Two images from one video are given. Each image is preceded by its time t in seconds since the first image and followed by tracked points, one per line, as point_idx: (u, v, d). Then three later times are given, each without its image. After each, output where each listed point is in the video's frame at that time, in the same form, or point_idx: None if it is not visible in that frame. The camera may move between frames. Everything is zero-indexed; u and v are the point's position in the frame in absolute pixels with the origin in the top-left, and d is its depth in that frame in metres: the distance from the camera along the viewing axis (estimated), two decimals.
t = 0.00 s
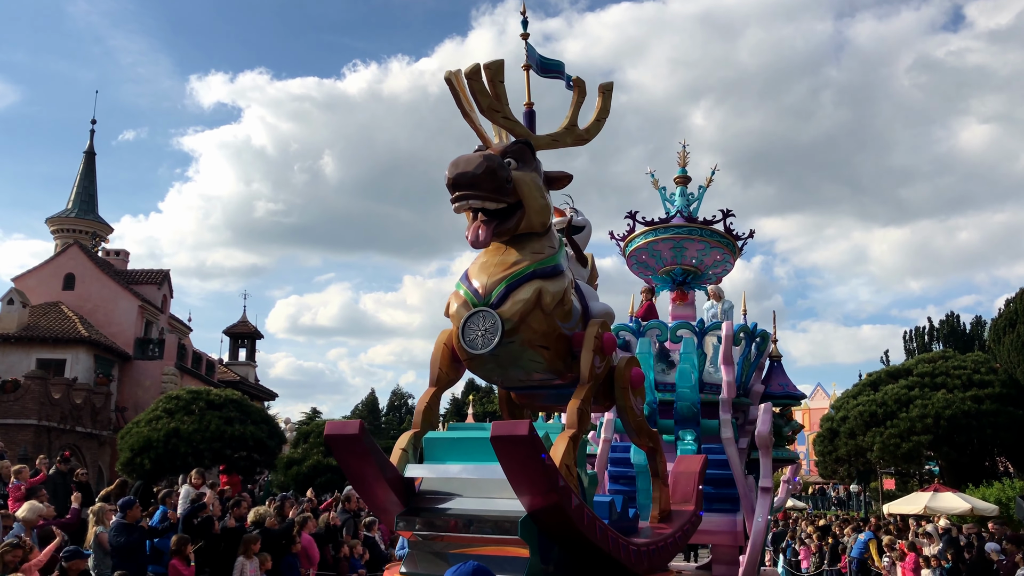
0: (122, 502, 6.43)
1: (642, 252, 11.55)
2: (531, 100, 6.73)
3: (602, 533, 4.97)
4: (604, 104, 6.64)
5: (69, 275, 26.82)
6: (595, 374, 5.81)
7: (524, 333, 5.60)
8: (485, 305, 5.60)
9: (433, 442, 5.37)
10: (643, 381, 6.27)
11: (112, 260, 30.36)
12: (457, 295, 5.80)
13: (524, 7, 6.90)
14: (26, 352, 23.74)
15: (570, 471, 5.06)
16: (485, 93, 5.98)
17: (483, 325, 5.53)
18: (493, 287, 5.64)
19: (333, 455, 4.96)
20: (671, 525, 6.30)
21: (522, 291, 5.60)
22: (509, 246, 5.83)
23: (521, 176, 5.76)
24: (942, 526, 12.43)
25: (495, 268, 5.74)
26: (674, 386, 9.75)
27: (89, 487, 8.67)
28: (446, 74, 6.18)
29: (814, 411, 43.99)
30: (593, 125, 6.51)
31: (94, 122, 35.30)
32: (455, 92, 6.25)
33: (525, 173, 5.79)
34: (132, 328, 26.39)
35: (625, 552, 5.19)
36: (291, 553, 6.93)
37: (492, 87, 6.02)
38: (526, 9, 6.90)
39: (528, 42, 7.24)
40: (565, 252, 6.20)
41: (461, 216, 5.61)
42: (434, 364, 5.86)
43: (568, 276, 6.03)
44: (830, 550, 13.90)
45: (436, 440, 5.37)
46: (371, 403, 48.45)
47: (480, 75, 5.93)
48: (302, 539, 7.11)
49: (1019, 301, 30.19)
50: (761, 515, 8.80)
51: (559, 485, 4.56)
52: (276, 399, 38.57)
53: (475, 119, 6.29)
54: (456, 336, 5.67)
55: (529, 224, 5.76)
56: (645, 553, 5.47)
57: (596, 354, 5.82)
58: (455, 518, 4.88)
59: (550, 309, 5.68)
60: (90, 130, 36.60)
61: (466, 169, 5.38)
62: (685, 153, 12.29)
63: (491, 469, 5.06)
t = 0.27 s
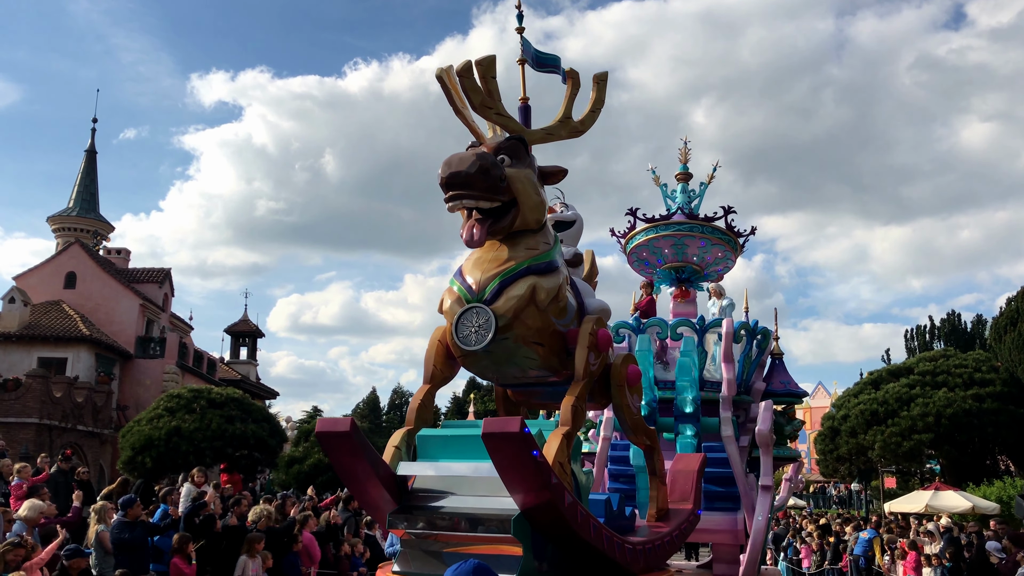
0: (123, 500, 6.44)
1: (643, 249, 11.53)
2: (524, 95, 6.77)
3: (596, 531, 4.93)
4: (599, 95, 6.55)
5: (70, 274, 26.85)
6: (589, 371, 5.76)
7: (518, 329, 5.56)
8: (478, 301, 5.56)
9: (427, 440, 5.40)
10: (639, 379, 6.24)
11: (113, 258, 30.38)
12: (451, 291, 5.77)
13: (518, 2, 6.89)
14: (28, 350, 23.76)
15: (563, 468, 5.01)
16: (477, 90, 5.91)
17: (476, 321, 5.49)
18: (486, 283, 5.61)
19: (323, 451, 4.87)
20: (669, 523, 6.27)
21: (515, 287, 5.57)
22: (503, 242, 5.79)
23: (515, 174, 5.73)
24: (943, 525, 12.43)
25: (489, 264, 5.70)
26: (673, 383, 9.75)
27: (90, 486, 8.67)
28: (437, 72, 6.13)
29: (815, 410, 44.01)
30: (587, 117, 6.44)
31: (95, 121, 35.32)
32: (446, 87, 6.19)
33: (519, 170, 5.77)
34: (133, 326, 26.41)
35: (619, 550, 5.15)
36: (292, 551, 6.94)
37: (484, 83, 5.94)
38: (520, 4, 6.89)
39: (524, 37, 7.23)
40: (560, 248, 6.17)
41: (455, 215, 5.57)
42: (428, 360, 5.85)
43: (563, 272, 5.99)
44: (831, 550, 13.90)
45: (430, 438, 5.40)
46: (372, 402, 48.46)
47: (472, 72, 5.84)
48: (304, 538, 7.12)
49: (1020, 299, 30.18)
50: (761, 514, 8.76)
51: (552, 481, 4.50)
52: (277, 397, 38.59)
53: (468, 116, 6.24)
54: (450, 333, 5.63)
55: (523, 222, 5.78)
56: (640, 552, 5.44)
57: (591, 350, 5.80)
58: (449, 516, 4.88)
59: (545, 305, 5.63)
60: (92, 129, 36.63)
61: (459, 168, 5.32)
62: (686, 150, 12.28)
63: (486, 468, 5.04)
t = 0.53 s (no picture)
0: (124, 498, 6.44)
1: (644, 246, 11.50)
2: (522, 91, 6.78)
3: (590, 529, 4.91)
4: (595, 87, 6.33)
5: (72, 273, 26.87)
6: (584, 367, 5.65)
7: (513, 325, 5.43)
8: (472, 297, 5.45)
9: (419, 437, 5.26)
10: (637, 376, 6.20)
11: (114, 257, 30.40)
12: (445, 287, 5.68)
13: None
14: (29, 349, 23.77)
15: (557, 466, 4.95)
16: (471, 84, 5.71)
17: (470, 317, 5.38)
18: (481, 278, 5.50)
19: (315, 449, 4.76)
20: (667, 522, 6.26)
21: (510, 282, 5.45)
22: (498, 237, 5.67)
23: (511, 169, 5.58)
24: (944, 524, 12.44)
25: (484, 260, 5.59)
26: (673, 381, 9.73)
27: (90, 483, 8.68)
28: (429, 68, 5.94)
29: (816, 409, 44.04)
30: (584, 110, 6.22)
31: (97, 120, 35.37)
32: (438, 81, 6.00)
33: (515, 165, 5.62)
34: (135, 325, 26.44)
35: (613, 548, 5.13)
36: (294, 549, 6.93)
37: (478, 77, 5.74)
38: None
39: (520, 32, 7.16)
40: (557, 243, 6.04)
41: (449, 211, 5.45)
42: (422, 355, 5.68)
43: (559, 267, 5.87)
44: (832, 549, 13.91)
45: (423, 435, 5.25)
46: (373, 401, 48.53)
47: (465, 67, 5.65)
48: (305, 536, 7.12)
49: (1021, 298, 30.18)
50: (760, 513, 8.75)
51: (544, 478, 4.47)
52: (278, 396, 38.65)
53: (462, 111, 6.03)
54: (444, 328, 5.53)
55: (519, 218, 5.61)
56: (636, 550, 5.41)
57: (587, 346, 5.68)
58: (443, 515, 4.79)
59: (539, 301, 5.50)
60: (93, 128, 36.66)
61: (452, 165, 5.22)
62: (687, 147, 12.25)
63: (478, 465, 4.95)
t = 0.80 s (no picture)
0: (125, 497, 6.45)
1: (645, 243, 11.52)
2: (517, 86, 6.65)
3: (584, 527, 4.89)
4: (590, 81, 6.30)
5: (73, 271, 26.87)
6: (579, 365, 5.62)
7: (507, 321, 5.42)
8: (465, 293, 5.44)
9: (412, 434, 5.20)
10: (633, 373, 6.19)
11: (115, 256, 30.41)
12: (439, 283, 5.67)
13: None
14: (30, 348, 23.78)
15: (550, 463, 4.94)
16: (464, 80, 5.70)
17: (463, 313, 5.36)
18: (474, 274, 5.49)
19: (306, 445, 4.76)
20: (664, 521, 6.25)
21: (504, 278, 5.43)
22: (493, 234, 5.66)
23: (505, 166, 5.55)
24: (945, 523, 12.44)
25: (477, 256, 5.60)
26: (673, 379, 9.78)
27: (92, 482, 8.68)
28: (421, 62, 5.85)
29: (817, 408, 44.03)
30: (579, 104, 6.23)
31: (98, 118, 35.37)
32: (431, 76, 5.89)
33: (509, 162, 5.59)
34: (136, 323, 26.45)
35: (609, 547, 5.11)
36: (295, 548, 6.94)
37: (471, 73, 5.74)
38: None
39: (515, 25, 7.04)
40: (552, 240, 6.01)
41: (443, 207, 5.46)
42: (416, 353, 5.71)
43: (554, 264, 5.85)
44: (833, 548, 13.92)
45: (415, 433, 5.19)
46: (374, 399, 48.54)
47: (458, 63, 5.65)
48: (306, 535, 7.12)
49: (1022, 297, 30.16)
50: (761, 512, 8.72)
51: (537, 475, 4.45)
52: (279, 395, 38.66)
53: (456, 107, 6.00)
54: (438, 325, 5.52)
55: (513, 214, 5.60)
56: (632, 549, 5.39)
57: (582, 343, 5.66)
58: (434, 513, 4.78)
59: (534, 297, 5.49)
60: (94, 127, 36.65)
61: (445, 162, 5.24)
62: (689, 143, 12.25)
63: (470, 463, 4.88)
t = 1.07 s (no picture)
0: (126, 495, 6.45)
1: (646, 240, 11.50)
2: (513, 80, 6.52)
3: (578, 527, 4.79)
4: (588, 76, 6.17)
5: (74, 270, 26.89)
6: (574, 361, 5.53)
7: (501, 318, 5.34)
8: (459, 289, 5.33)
9: (406, 432, 5.06)
10: (630, 370, 6.13)
11: (116, 254, 30.44)
12: (432, 279, 5.56)
13: None
14: (31, 346, 23.77)
15: (544, 461, 4.84)
16: (458, 73, 5.58)
17: (456, 310, 5.25)
18: (468, 270, 5.39)
19: (297, 443, 4.68)
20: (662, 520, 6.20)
21: (498, 275, 5.33)
22: (487, 229, 5.56)
23: (499, 161, 5.44)
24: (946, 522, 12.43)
25: (471, 252, 5.49)
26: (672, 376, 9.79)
27: (93, 480, 8.70)
28: (414, 55, 5.72)
29: (818, 406, 44.04)
30: (577, 99, 6.05)
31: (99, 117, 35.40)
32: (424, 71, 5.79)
33: (504, 156, 5.48)
34: (137, 322, 26.47)
35: (604, 546, 5.02)
36: (296, 547, 6.93)
37: (465, 66, 5.62)
38: None
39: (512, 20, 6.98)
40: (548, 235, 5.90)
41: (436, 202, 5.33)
42: (410, 350, 5.55)
43: (550, 260, 5.74)
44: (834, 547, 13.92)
45: (409, 430, 5.06)
46: (375, 398, 48.59)
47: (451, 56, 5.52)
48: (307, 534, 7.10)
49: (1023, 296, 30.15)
50: (761, 510, 8.69)
51: (529, 473, 4.36)
52: (280, 393, 38.69)
53: (449, 100, 5.84)
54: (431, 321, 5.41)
55: (508, 209, 5.49)
56: (629, 548, 5.31)
57: (578, 340, 5.58)
58: (417, 513, 4.71)
59: (528, 294, 5.39)
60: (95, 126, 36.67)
61: (438, 155, 5.10)
62: (690, 140, 12.23)
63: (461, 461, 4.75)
